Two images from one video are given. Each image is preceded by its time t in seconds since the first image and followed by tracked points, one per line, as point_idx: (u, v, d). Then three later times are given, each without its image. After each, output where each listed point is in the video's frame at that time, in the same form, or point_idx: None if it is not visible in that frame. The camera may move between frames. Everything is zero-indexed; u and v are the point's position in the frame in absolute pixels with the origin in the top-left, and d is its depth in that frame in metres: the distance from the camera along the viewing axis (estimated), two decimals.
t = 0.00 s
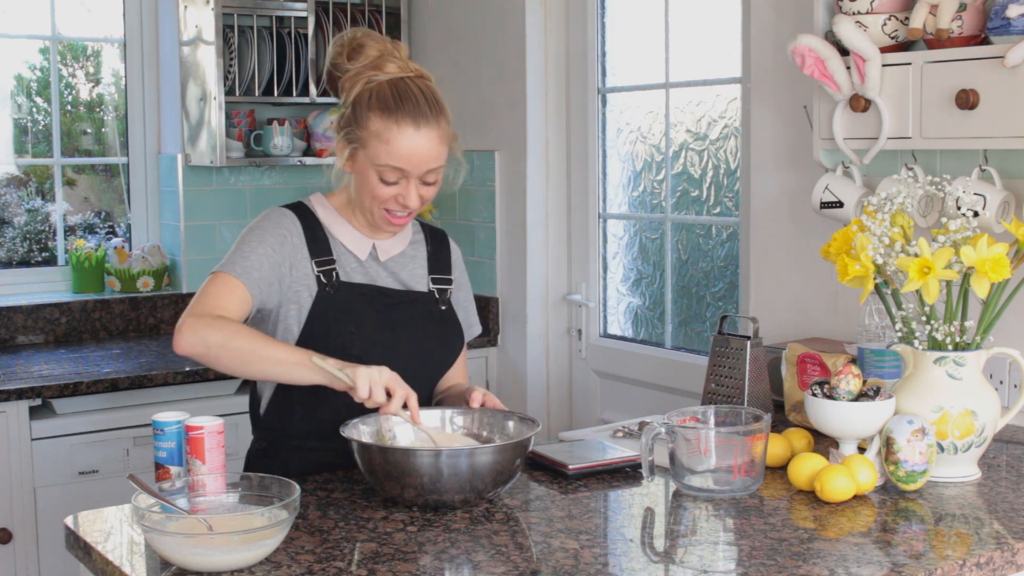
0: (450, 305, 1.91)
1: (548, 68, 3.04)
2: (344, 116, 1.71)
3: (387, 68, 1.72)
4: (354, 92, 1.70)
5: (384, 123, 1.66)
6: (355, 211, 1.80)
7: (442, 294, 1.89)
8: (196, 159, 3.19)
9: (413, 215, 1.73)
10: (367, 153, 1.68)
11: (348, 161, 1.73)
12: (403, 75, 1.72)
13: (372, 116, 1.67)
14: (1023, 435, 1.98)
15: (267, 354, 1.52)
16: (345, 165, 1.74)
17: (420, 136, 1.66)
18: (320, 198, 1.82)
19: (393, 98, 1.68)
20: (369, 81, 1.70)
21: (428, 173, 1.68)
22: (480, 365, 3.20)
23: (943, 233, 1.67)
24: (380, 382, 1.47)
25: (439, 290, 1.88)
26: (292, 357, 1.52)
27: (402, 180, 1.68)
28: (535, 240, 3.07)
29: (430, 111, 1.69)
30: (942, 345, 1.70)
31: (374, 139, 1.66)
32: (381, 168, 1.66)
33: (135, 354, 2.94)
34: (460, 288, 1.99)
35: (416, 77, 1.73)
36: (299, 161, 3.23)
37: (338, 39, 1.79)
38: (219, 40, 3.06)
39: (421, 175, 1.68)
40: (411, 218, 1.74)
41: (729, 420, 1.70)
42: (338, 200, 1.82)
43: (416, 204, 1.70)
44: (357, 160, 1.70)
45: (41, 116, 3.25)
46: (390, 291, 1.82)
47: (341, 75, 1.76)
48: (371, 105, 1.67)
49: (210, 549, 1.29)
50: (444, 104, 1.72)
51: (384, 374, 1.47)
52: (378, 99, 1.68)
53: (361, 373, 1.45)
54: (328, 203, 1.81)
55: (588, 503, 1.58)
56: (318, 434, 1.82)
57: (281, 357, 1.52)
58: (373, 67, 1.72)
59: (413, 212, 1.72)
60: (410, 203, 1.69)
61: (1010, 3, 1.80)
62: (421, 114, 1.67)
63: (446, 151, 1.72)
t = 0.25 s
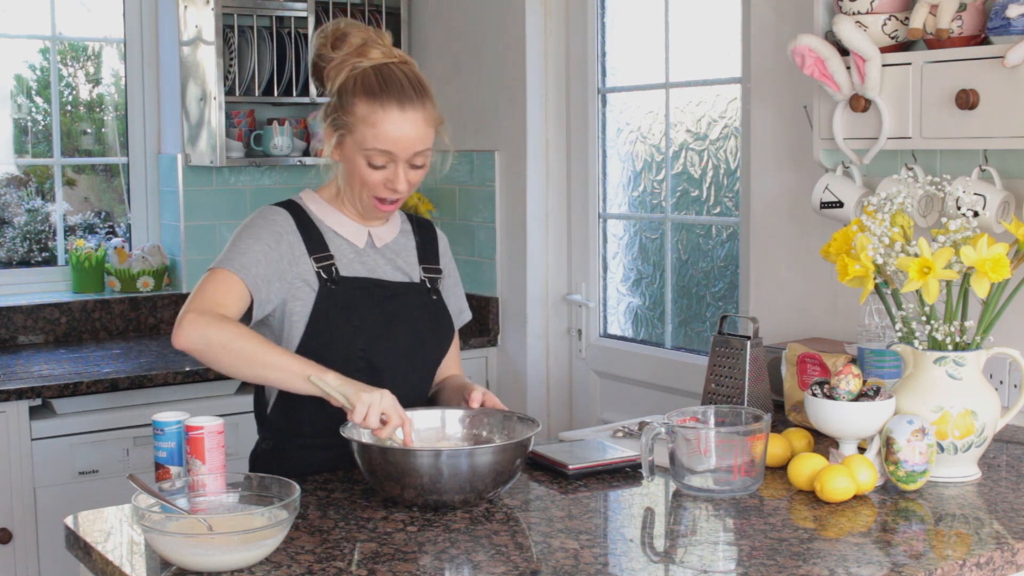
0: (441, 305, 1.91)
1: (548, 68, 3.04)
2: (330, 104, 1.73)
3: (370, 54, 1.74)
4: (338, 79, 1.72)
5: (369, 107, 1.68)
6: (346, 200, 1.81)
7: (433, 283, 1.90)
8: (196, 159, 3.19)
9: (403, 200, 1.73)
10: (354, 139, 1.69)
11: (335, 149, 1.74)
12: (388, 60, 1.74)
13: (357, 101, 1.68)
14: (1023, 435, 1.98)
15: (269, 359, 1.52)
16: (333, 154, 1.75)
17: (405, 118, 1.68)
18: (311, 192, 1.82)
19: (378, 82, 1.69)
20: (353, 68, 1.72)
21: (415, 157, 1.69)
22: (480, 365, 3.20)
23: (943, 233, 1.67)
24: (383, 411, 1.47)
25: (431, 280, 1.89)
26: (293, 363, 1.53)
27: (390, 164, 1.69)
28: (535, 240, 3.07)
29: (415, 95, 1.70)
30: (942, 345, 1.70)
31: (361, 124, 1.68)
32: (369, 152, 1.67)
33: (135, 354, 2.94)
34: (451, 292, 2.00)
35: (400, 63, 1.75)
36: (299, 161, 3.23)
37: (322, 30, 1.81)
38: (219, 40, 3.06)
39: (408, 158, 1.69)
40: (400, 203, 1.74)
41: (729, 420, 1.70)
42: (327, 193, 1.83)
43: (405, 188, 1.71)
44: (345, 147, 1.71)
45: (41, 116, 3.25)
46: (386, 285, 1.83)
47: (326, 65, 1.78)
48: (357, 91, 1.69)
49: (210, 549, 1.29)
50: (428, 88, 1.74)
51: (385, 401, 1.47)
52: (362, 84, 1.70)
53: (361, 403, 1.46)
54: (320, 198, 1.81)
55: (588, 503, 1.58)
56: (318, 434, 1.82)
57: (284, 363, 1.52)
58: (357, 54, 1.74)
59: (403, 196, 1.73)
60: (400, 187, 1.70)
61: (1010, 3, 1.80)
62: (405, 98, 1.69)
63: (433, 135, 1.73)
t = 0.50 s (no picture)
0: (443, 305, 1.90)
1: (548, 68, 3.03)
2: (323, 96, 1.74)
3: (362, 46, 1.76)
4: (330, 71, 1.74)
5: (362, 95, 1.69)
6: (344, 195, 1.81)
7: (431, 280, 1.90)
8: (196, 159, 3.19)
9: (397, 189, 1.74)
10: (346, 128, 1.70)
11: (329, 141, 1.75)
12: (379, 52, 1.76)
13: (350, 90, 1.70)
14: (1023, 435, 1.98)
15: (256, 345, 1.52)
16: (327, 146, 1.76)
17: (397, 106, 1.69)
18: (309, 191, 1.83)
19: (370, 71, 1.71)
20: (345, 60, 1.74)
21: (408, 144, 1.70)
22: (480, 365, 3.20)
23: (943, 233, 1.67)
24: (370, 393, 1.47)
25: (429, 277, 1.89)
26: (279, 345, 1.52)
27: (383, 152, 1.70)
28: (535, 240, 3.07)
29: (406, 83, 1.72)
30: (942, 345, 1.70)
31: (353, 113, 1.69)
32: (362, 140, 1.69)
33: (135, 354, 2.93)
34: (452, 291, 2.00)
35: (392, 54, 1.77)
36: (299, 161, 3.24)
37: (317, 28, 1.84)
38: (218, 40, 3.06)
39: (401, 146, 1.70)
40: (395, 192, 1.75)
41: (729, 420, 1.70)
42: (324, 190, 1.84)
43: (399, 176, 1.72)
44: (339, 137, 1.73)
45: (41, 116, 3.25)
46: (388, 280, 1.83)
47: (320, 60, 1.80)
48: (349, 81, 1.70)
49: (210, 549, 1.29)
50: (420, 77, 1.75)
51: (373, 379, 1.47)
52: (354, 74, 1.71)
53: (349, 383, 1.46)
54: (318, 196, 1.82)
55: (588, 503, 1.58)
56: (318, 434, 1.82)
57: (271, 348, 1.52)
58: (349, 47, 1.76)
59: (397, 185, 1.73)
60: (393, 174, 1.70)
61: (1010, 3, 1.80)
62: (396, 86, 1.70)
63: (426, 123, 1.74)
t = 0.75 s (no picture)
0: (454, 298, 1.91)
1: (548, 68, 3.03)
2: (329, 83, 1.74)
3: (372, 35, 1.75)
4: (339, 58, 1.73)
5: (369, 85, 1.69)
6: (350, 189, 1.81)
7: (442, 271, 1.89)
8: (196, 159, 3.19)
9: (399, 178, 1.75)
10: (352, 116, 1.70)
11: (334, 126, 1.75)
12: (388, 42, 1.75)
13: (357, 78, 1.70)
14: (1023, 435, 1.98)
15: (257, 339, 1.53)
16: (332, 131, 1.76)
17: (403, 96, 1.70)
18: (315, 189, 1.83)
19: (378, 61, 1.71)
20: (354, 48, 1.73)
21: (413, 135, 1.71)
22: (480, 365, 3.20)
23: (943, 232, 1.67)
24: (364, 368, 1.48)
25: (440, 268, 1.89)
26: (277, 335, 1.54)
27: (387, 141, 1.70)
28: (535, 240, 3.07)
29: (415, 75, 1.72)
30: (942, 345, 1.70)
31: (359, 101, 1.69)
32: (367, 128, 1.69)
33: (135, 354, 2.93)
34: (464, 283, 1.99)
35: (401, 45, 1.76)
36: (299, 161, 3.24)
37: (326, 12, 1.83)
38: (219, 41, 3.06)
39: (406, 135, 1.70)
40: (398, 181, 1.75)
41: (729, 420, 1.70)
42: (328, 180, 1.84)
43: (402, 166, 1.72)
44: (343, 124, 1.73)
45: (40, 116, 3.25)
46: (401, 273, 1.83)
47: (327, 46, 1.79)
48: (356, 69, 1.70)
49: (210, 549, 1.29)
50: (427, 69, 1.75)
51: (364, 362, 1.48)
52: (362, 62, 1.71)
53: (344, 359, 1.46)
54: (325, 193, 1.82)
55: (588, 504, 1.58)
56: (319, 434, 1.82)
57: (269, 338, 1.53)
58: (358, 35, 1.75)
59: (399, 174, 1.74)
60: (396, 164, 1.71)
61: (1010, 3, 1.80)
62: (404, 77, 1.70)
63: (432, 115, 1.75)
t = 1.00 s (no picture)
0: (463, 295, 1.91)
1: (548, 69, 3.03)
2: (344, 86, 1.73)
3: (388, 39, 1.75)
4: (354, 62, 1.73)
5: (383, 88, 1.69)
6: (362, 190, 1.81)
7: (452, 272, 1.90)
8: (196, 159, 3.19)
9: (413, 183, 1.73)
10: (366, 120, 1.70)
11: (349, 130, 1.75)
12: (403, 46, 1.74)
13: (372, 82, 1.69)
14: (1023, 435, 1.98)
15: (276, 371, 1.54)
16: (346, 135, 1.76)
17: (417, 101, 1.69)
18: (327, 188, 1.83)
19: (392, 65, 1.70)
20: (367, 53, 1.73)
21: (428, 139, 1.70)
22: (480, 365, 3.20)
23: (943, 232, 1.67)
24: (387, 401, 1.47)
25: (449, 268, 1.89)
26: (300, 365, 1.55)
27: (402, 145, 1.69)
28: (535, 240, 3.07)
29: (429, 79, 1.71)
30: (942, 345, 1.70)
31: (373, 105, 1.69)
32: (382, 133, 1.68)
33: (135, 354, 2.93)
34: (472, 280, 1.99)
35: (415, 49, 1.76)
36: (299, 161, 3.24)
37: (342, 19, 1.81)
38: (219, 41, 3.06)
39: (420, 139, 1.69)
40: (413, 185, 1.74)
41: (729, 420, 1.70)
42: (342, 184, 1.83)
43: (417, 170, 1.71)
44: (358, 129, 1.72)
45: (41, 116, 3.25)
46: (407, 275, 1.83)
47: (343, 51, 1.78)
48: (370, 73, 1.70)
49: (210, 549, 1.29)
50: (442, 73, 1.74)
51: (385, 388, 1.47)
52: (377, 67, 1.70)
53: (369, 390, 1.46)
54: (337, 194, 1.81)
55: (588, 504, 1.58)
56: (319, 434, 1.82)
57: (293, 365, 1.55)
58: (372, 40, 1.74)
59: (414, 178, 1.73)
60: (410, 168, 1.70)
61: (1010, 3, 1.80)
62: (418, 81, 1.70)
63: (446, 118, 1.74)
